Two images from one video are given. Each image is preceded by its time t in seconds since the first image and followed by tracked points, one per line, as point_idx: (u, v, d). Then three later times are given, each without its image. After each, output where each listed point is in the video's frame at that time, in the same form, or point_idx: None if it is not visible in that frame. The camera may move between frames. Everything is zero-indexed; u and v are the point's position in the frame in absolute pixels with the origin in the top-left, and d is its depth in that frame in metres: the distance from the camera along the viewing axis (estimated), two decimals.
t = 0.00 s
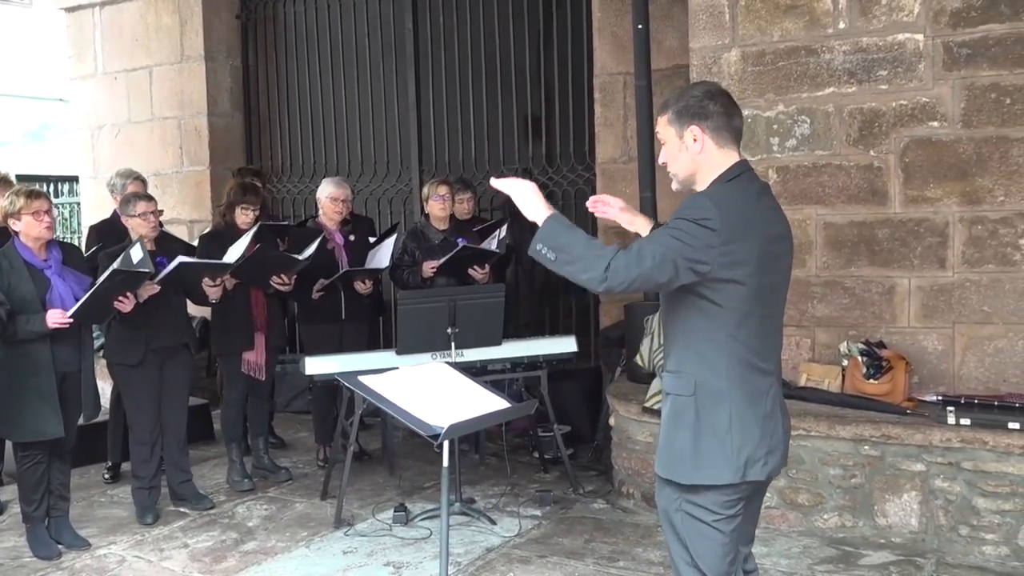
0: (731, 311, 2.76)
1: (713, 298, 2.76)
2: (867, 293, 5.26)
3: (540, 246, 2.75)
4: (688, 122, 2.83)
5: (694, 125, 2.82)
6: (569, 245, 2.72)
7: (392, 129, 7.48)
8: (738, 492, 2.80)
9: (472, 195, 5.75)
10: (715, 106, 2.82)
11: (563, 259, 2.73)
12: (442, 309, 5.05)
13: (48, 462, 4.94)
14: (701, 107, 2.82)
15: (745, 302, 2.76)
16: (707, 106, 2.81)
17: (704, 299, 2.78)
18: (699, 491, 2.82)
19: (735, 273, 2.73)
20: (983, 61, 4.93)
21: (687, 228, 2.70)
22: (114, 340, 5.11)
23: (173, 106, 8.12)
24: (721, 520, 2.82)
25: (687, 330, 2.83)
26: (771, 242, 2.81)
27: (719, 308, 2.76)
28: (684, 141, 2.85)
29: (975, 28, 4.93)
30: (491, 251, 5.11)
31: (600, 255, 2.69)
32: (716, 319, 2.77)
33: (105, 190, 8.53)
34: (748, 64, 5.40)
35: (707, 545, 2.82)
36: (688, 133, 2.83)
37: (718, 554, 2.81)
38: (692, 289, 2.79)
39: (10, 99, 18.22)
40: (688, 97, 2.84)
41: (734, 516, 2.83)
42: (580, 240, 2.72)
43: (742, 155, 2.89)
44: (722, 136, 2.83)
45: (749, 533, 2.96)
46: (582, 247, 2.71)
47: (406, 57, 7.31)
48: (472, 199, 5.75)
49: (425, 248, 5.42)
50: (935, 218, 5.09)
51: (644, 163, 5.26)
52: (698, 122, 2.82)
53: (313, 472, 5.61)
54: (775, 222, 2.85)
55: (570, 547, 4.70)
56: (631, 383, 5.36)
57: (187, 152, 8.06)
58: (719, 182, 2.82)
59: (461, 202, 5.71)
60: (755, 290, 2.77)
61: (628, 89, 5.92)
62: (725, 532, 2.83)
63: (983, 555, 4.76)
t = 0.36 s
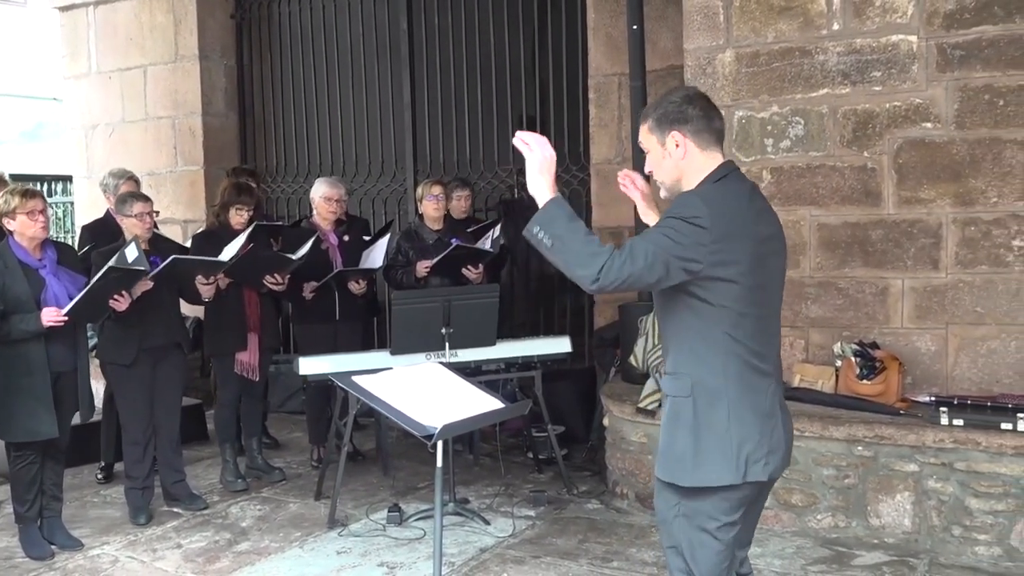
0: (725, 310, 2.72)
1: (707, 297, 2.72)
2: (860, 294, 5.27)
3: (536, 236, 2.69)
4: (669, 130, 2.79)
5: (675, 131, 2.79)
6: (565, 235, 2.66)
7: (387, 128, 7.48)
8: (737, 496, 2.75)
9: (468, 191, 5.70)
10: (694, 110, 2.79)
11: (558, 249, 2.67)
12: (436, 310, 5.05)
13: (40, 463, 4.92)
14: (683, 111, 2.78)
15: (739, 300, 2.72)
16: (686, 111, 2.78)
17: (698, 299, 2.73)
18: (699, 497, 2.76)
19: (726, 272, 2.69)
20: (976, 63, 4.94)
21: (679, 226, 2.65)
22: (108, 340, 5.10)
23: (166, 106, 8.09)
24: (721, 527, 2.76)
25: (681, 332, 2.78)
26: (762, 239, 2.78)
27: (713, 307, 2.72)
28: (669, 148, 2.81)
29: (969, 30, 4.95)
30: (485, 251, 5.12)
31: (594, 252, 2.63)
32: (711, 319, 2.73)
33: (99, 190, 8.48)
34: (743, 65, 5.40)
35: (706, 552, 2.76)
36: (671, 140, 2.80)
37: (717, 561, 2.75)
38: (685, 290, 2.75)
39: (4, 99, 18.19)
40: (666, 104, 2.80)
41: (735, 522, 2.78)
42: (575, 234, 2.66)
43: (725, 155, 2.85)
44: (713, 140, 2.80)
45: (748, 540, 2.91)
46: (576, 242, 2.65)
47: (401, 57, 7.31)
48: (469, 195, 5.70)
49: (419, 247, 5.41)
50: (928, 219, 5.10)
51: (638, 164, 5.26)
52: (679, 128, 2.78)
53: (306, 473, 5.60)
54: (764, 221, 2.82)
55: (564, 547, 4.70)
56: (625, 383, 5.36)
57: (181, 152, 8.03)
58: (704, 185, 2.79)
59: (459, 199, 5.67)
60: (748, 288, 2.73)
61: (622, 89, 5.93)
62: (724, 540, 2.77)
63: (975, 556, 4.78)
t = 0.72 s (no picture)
0: (727, 323, 2.61)
1: (708, 312, 2.61)
2: (860, 296, 5.20)
3: (538, 330, 2.62)
4: (655, 140, 2.69)
5: (661, 142, 2.69)
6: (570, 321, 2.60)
7: (380, 126, 7.42)
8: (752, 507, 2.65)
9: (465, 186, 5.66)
10: (680, 120, 2.69)
11: (567, 333, 2.60)
12: (430, 312, 4.98)
13: (27, 468, 4.84)
14: (667, 117, 2.69)
15: (741, 311, 2.62)
16: (671, 121, 2.68)
17: (698, 316, 2.63)
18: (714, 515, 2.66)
19: (724, 283, 2.59)
20: (977, 62, 4.89)
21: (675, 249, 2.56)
22: (96, 343, 5.02)
23: (158, 104, 8.01)
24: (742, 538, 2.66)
25: (684, 350, 2.67)
26: (758, 244, 2.68)
27: (715, 322, 2.62)
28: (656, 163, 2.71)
29: (970, 29, 4.89)
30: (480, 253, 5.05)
31: (597, 315, 2.57)
32: (712, 334, 2.63)
33: (87, 189, 8.43)
34: (741, 64, 5.32)
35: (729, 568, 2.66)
36: (657, 151, 2.70)
37: None
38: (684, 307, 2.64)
39: None
40: (649, 114, 2.70)
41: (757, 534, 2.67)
42: (575, 306, 2.60)
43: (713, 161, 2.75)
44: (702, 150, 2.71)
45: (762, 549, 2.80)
46: (579, 314, 2.58)
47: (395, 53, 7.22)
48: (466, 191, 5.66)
49: (413, 249, 5.34)
50: (929, 221, 5.04)
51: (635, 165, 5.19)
52: (665, 139, 2.68)
53: (297, 477, 5.51)
54: (758, 226, 2.72)
55: (560, 553, 4.62)
56: (622, 387, 5.29)
57: (171, 151, 7.97)
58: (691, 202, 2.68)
59: (456, 196, 5.63)
60: (749, 297, 2.63)
61: (619, 88, 5.86)
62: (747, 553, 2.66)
63: (976, 561, 4.71)
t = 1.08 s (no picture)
0: (724, 319, 2.44)
1: (704, 307, 2.45)
2: (873, 303, 4.96)
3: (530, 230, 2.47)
4: (685, 122, 2.51)
5: (690, 125, 2.50)
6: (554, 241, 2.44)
7: (371, 125, 7.20)
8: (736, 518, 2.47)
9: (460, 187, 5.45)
10: (717, 106, 2.51)
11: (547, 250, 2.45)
12: (424, 320, 4.75)
13: None
14: (708, 97, 2.51)
15: (740, 311, 2.43)
16: (707, 106, 2.50)
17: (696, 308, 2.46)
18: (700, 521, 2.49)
19: (725, 277, 2.41)
20: (995, 59, 4.67)
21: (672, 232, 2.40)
22: (73, 351, 4.79)
23: (139, 100, 7.79)
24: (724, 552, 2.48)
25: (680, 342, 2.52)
26: (772, 247, 2.48)
27: (711, 317, 2.45)
28: (683, 144, 2.52)
29: (986, 24, 4.68)
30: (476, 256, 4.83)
31: (581, 256, 2.40)
32: (709, 329, 2.46)
33: (64, 190, 8.17)
34: (748, 60, 5.10)
35: None
36: (685, 133, 2.51)
37: None
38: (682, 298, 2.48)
39: None
40: (689, 92, 2.52)
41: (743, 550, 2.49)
42: (569, 235, 2.43)
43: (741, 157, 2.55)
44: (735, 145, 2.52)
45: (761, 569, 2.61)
46: (565, 244, 2.42)
47: (387, 49, 7.00)
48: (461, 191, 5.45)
49: (406, 254, 5.13)
50: (945, 224, 4.81)
51: (638, 165, 4.96)
52: (696, 122, 2.50)
53: (284, 492, 5.26)
54: (778, 229, 2.52)
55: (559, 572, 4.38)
56: (624, 398, 5.05)
57: (153, 150, 7.74)
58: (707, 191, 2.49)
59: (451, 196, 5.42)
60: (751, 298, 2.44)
61: (621, 85, 5.64)
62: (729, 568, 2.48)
63: None
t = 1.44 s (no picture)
0: (734, 327, 2.29)
1: (713, 312, 2.30)
2: (888, 313, 4.74)
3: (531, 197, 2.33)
4: (722, 115, 2.36)
5: (727, 121, 2.36)
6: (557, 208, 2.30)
7: (365, 126, 6.98)
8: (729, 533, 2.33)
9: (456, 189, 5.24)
10: (760, 107, 2.35)
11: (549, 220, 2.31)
12: (419, 329, 4.54)
13: None
14: (754, 96, 2.35)
15: (752, 319, 2.29)
16: (749, 105, 2.34)
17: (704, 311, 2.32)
18: (694, 532, 2.36)
19: (738, 285, 2.26)
20: (1016, 58, 4.47)
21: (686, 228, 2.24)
22: (54, 360, 4.58)
23: (122, 98, 7.54)
24: (718, 570, 2.34)
25: (685, 343, 2.38)
26: (791, 257, 2.33)
27: (719, 322, 2.30)
28: (714, 136, 2.38)
29: (1006, 22, 4.47)
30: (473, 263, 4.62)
31: (585, 232, 2.26)
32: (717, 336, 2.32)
33: (44, 193, 7.90)
34: (758, 58, 4.89)
35: None
36: (718, 127, 2.37)
37: None
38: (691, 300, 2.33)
39: None
40: (735, 84, 2.36)
41: (740, 569, 2.35)
42: (574, 207, 2.29)
43: (773, 162, 2.41)
44: (768, 150, 2.38)
45: None
46: (568, 215, 2.28)
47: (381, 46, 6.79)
48: (457, 194, 5.25)
49: (401, 260, 4.96)
50: (963, 230, 4.59)
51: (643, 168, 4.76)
52: (732, 118, 2.35)
53: (273, 509, 5.04)
54: (798, 238, 2.37)
55: None
56: (629, 411, 4.83)
57: (136, 151, 7.50)
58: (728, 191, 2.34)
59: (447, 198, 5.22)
60: (764, 307, 2.29)
61: (626, 84, 5.45)
62: None
63: None
